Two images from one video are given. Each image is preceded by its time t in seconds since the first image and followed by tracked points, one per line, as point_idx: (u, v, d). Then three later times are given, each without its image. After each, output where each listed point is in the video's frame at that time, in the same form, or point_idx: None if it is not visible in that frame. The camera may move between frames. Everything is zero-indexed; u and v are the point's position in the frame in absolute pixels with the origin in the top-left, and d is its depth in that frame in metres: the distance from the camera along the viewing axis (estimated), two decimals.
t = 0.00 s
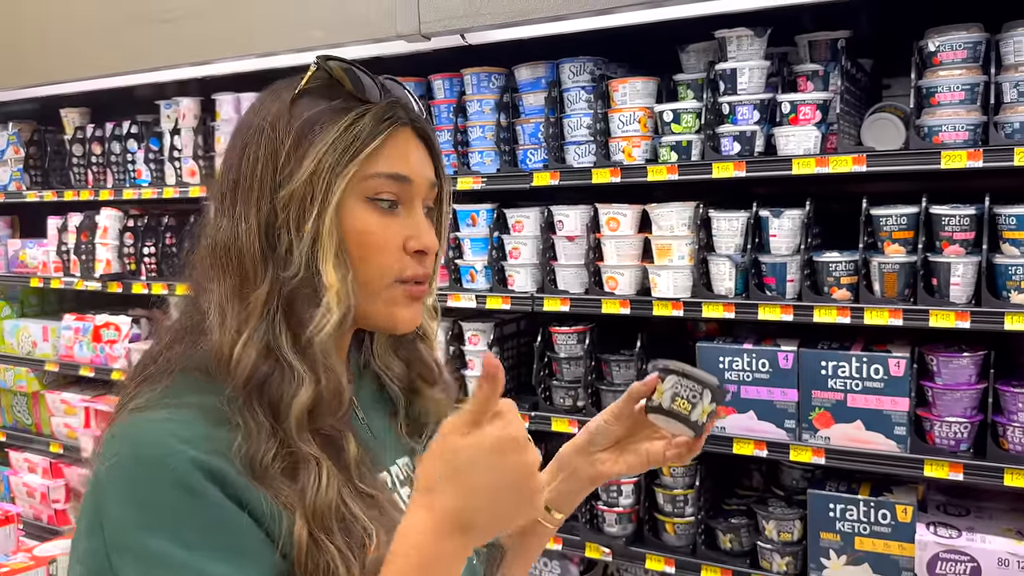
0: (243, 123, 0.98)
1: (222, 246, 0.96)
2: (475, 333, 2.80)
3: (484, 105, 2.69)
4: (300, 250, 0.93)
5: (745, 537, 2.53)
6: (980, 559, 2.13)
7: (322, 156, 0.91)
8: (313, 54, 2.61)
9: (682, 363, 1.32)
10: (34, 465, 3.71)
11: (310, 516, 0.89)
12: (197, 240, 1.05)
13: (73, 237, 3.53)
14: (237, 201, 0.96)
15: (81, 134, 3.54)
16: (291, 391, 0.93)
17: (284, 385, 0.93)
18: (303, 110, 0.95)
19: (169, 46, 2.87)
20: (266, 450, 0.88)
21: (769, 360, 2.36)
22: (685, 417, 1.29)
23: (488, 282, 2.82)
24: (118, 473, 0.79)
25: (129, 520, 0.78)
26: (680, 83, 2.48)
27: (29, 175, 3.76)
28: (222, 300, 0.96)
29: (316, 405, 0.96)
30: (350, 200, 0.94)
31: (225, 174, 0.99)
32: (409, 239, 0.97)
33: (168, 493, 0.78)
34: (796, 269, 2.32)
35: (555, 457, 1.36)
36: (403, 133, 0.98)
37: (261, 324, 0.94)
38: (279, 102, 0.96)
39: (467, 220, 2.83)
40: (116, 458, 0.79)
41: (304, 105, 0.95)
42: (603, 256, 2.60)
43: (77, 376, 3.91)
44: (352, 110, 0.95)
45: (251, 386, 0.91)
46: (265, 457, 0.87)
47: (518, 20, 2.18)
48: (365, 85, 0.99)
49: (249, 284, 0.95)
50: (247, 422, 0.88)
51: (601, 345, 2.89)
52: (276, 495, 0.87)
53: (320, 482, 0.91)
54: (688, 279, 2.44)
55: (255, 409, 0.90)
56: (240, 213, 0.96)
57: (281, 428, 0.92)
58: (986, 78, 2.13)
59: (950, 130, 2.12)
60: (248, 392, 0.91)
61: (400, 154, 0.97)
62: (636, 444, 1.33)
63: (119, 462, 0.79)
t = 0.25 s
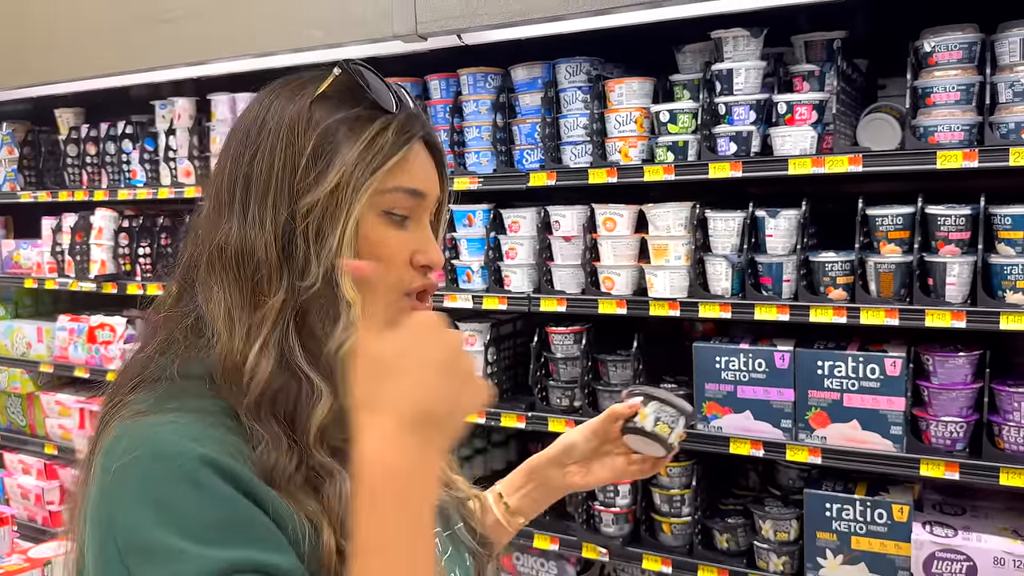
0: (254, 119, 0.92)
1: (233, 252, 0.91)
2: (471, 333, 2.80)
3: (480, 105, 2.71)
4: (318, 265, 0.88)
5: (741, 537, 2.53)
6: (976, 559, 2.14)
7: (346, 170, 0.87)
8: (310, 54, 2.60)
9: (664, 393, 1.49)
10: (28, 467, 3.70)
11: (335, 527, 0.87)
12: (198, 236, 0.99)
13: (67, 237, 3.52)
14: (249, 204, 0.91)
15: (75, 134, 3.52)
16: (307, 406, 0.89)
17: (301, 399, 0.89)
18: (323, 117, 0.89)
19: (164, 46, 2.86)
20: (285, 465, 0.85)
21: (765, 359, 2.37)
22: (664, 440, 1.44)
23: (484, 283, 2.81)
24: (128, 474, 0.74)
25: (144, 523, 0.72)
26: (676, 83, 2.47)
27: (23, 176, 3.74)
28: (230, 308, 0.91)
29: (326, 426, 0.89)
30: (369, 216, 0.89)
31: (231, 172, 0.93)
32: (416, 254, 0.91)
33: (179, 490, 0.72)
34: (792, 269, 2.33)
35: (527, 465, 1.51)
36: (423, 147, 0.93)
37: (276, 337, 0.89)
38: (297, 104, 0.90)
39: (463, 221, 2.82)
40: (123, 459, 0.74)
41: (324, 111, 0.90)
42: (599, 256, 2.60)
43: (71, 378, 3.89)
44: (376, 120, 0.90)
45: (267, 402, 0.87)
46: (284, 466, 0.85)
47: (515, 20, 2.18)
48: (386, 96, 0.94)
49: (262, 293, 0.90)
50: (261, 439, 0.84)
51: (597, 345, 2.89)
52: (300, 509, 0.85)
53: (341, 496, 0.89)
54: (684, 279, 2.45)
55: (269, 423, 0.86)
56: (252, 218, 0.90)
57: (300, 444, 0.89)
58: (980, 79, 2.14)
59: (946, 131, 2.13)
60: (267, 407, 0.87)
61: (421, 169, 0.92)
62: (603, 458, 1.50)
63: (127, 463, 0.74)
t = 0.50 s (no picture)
0: (260, 117, 0.93)
1: (242, 252, 0.91)
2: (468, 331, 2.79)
3: (478, 102, 2.69)
4: (339, 264, 0.93)
5: (739, 536, 2.52)
6: (975, 556, 2.13)
7: (366, 171, 0.93)
8: (306, 51, 2.59)
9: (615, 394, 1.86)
10: (22, 466, 3.67)
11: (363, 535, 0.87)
12: (194, 241, 0.98)
13: (61, 236, 3.49)
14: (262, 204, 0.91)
15: (69, 132, 3.50)
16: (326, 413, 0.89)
17: (325, 404, 0.89)
18: (339, 118, 0.93)
19: (159, 43, 2.84)
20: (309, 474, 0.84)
21: (764, 357, 2.36)
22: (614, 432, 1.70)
23: (482, 281, 2.80)
24: (155, 496, 0.73)
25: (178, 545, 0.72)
26: (674, 80, 2.46)
27: (16, 174, 3.72)
28: (243, 310, 0.89)
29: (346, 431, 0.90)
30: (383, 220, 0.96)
31: (238, 171, 0.93)
32: (422, 256, 1.01)
33: (207, 506, 0.73)
34: (791, 267, 2.32)
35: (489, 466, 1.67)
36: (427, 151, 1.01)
37: (299, 339, 0.90)
38: (310, 104, 0.93)
39: (460, 218, 2.82)
40: (149, 480, 0.74)
41: (338, 113, 0.94)
42: (597, 254, 2.59)
43: (66, 377, 3.87)
44: (387, 121, 0.96)
45: (292, 406, 0.86)
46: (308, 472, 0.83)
47: (513, 16, 2.17)
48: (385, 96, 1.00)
49: (279, 295, 0.91)
50: (282, 444, 0.83)
51: (594, 343, 2.88)
52: (328, 518, 0.84)
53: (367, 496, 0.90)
54: (683, 277, 2.44)
55: (295, 429, 0.86)
56: (267, 219, 0.91)
57: (326, 450, 0.88)
58: (979, 76, 2.14)
59: (945, 127, 2.12)
60: (291, 412, 0.86)
61: (425, 173, 1.00)
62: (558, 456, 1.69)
63: (153, 484, 0.74)
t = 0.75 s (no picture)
0: (263, 112, 0.89)
1: (253, 254, 0.88)
2: (464, 328, 2.79)
3: (474, 99, 2.68)
4: (355, 266, 0.91)
5: (736, 531, 2.51)
6: (971, 551, 2.14)
7: (380, 171, 0.90)
8: (303, 47, 2.58)
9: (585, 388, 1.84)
10: (18, 464, 3.66)
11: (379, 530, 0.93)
12: (192, 239, 0.93)
13: (56, 233, 3.48)
14: (275, 204, 0.87)
15: (65, 129, 3.49)
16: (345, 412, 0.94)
17: (342, 406, 0.94)
18: (345, 115, 0.90)
19: (155, 39, 2.84)
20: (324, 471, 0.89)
21: (760, 353, 2.36)
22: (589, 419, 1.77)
23: (478, 278, 2.80)
24: (174, 493, 0.72)
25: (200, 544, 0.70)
26: (670, 77, 2.46)
27: (12, 171, 3.71)
28: (257, 312, 0.88)
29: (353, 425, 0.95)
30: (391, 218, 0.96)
31: (243, 168, 0.88)
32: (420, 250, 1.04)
33: (232, 505, 0.72)
34: (787, 263, 2.32)
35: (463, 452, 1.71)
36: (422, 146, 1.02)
37: (314, 342, 0.90)
38: (315, 100, 0.89)
39: (456, 215, 2.82)
40: (167, 478, 0.72)
41: (343, 109, 0.90)
42: (594, 250, 2.59)
43: (61, 375, 3.86)
44: (392, 117, 0.93)
45: (309, 407, 0.90)
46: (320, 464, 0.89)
47: (510, 11, 2.16)
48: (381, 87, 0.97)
49: (294, 295, 0.89)
50: (300, 443, 0.88)
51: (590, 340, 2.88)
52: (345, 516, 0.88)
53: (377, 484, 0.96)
54: (680, 273, 2.43)
55: (314, 429, 0.90)
56: (279, 218, 0.87)
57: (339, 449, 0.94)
58: (975, 71, 2.13)
59: (941, 123, 2.12)
60: (310, 413, 0.90)
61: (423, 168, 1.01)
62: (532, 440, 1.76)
63: (173, 480, 0.72)
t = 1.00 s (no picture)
0: (288, 125, 0.86)
1: (279, 269, 0.85)
2: (464, 327, 2.79)
3: (473, 98, 2.67)
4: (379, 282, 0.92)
5: (734, 530, 2.52)
6: (970, 550, 2.15)
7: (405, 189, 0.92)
8: (302, 46, 2.58)
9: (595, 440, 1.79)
10: (18, 463, 3.67)
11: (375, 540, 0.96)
12: (206, 249, 0.90)
13: (56, 232, 3.48)
14: (302, 219, 0.85)
15: (64, 128, 3.49)
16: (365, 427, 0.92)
17: (360, 425, 0.92)
18: (370, 133, 0.90)
19: (154, 38, 2.84)
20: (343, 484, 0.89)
21: (759, 352, 2.36)
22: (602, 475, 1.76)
23: (477, 277, 2.80)
24: (168, 496, 0.72)
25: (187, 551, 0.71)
26: (669, 76, 2.47)
27: (11, 170, 3.70)
28: (282, 327, 0.85)
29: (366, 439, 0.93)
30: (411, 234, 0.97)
31: (265, 179, 0.85)
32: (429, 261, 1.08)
33: (226, 512, 0.72)
34: (786, 262, 2.32)
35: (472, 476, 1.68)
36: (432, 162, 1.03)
37: (338, 358, 0.88)
38: (341, 115, 0.88)
39: (456, 214, 2.82)
40: (161, 479, 0.73)
41: (368, 126, 0.90)
42: (593, 249, 2.59)
43: (61, 373, 3.86)
44: (413, 134, 0.95)
45: (336, 421, 0.89)
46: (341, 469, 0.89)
47: (509, 11, 2.16)
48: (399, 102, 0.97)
49: (319, 311, 0.87)
50: (322, 457, 0.87)
51: (589, 339, 2.89)
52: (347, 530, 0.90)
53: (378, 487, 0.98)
54: (678, 272, 2.44)
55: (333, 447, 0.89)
56: (306, 234, 0.85)
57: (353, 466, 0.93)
58: (974, 71, 2.14)
59: (940, 123, 2.12)
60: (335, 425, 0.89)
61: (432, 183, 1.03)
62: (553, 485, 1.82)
63: (167, 483, 0.72)
